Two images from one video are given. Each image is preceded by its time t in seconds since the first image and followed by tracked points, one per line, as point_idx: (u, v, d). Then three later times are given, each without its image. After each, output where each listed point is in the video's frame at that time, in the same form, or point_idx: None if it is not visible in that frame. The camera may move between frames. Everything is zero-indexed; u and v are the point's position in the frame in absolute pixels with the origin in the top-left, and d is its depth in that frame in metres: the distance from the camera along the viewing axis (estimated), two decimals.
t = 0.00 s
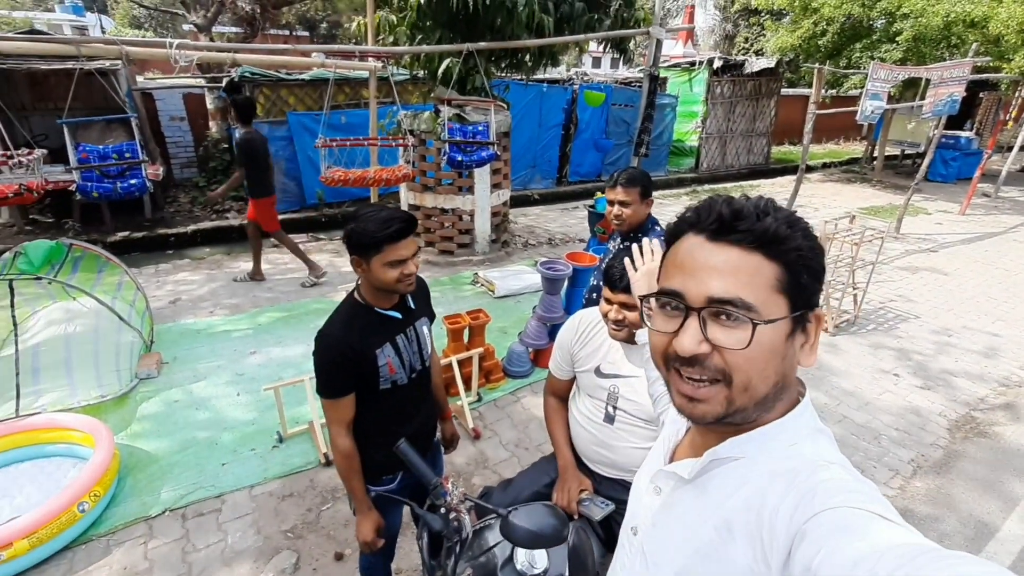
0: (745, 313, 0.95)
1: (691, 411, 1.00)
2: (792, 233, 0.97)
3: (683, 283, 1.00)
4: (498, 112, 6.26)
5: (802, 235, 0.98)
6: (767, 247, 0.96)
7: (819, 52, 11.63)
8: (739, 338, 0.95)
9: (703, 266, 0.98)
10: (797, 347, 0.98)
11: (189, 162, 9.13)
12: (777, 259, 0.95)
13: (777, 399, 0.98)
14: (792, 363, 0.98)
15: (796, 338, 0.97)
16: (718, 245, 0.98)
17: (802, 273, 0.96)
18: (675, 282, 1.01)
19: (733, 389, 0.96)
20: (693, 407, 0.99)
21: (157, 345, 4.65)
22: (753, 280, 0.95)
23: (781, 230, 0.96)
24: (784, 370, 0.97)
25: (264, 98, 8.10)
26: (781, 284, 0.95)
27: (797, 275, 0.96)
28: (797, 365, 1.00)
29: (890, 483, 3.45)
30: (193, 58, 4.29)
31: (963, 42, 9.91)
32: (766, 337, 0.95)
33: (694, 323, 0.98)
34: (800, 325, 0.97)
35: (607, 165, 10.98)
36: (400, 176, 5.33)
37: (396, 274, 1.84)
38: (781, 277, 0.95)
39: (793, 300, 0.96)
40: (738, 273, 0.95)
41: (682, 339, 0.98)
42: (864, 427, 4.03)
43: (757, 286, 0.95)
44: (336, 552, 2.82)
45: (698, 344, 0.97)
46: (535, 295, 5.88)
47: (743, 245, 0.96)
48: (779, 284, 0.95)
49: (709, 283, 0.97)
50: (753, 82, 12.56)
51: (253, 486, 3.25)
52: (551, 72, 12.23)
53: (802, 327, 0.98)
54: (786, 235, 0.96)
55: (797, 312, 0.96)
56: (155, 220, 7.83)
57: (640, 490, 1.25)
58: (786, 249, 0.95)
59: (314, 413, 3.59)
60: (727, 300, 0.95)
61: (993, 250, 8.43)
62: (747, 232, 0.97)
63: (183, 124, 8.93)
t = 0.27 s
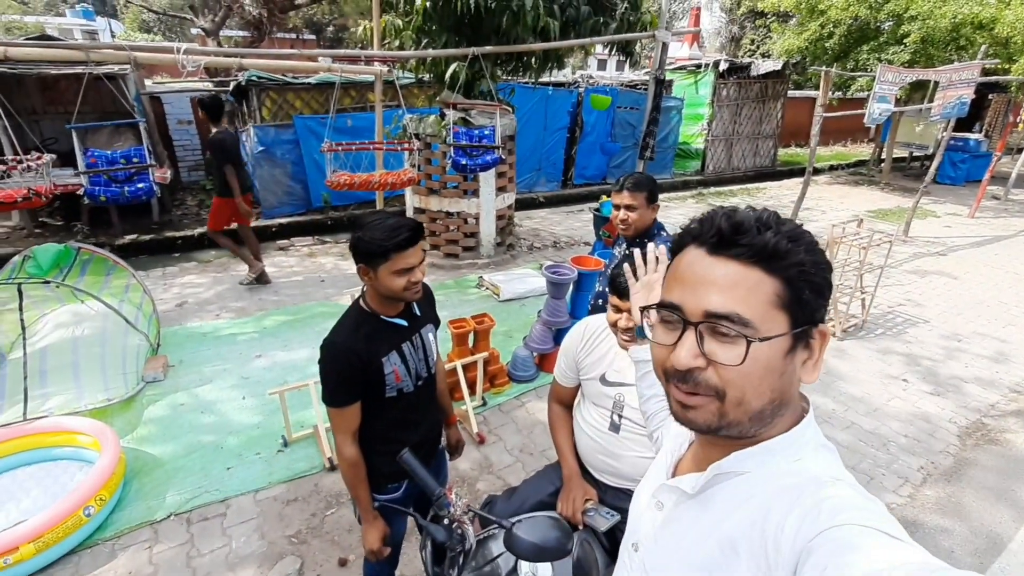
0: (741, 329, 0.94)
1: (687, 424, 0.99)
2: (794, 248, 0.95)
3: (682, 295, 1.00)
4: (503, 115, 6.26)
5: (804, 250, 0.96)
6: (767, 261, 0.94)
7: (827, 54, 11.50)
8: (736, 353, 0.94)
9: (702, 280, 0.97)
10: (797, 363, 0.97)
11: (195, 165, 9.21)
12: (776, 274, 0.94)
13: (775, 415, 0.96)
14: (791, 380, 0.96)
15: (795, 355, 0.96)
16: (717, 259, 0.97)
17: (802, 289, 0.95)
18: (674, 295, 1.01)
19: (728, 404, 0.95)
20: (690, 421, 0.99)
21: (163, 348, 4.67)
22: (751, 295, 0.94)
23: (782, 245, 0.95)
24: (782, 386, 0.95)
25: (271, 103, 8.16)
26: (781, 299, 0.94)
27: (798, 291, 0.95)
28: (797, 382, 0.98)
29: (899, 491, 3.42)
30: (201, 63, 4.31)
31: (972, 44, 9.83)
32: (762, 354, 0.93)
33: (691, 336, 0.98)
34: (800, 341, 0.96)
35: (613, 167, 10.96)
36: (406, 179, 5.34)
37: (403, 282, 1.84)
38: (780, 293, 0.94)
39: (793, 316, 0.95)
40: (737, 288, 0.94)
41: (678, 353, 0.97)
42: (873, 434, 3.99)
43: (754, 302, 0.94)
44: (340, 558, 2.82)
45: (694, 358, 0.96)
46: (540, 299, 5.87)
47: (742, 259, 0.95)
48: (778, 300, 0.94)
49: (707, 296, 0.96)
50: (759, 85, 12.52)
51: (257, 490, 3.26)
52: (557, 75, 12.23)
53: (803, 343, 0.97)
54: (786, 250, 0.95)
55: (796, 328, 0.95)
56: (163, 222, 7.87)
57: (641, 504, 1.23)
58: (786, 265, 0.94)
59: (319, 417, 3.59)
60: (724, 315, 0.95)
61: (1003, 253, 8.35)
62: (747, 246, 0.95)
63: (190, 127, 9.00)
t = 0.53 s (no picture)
0: (738, 356, 0.93)
1: (684, 442, 1.00)
2: (800, 275, 0.93)
3: (683, 318, 0.99)
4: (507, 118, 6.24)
5: (812, 277, 0.93)
6: (770, 289, 0.92)
7: (833, 54, 11.45)
8: (732, 380, 0.94)
9: (704, 305, 0.96)
10: (798, 393, 0.95)
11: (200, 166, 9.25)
12: (779, 303, 0.92)
13: (774, 441, 0.96)
14: (791, 409, 0.95)
15: (797, 384, 0.94)
16: (720, 284, 0.95)
17: (807, 318, 0.92)
18: (675, 316, 1.00)
19: (723, 427, 0.95)
20: (686, 438, 1.00)
21: (167, 352, 4.66)
22: (752, 322, 0.92)
23: (787, 273, 0.92)
24: (781, 414, 0.94)
25: (275, 105, 8.17)
26: (782, 328, 0.92)
27: (802, 319, 0.92)
28: (798, 411, 0.96)
29: (908, 500, 3.38)
30: (204, 67, 4.30)
31: (981, 44, 9.71)
32: (758, 382, 0.93)
33: (689, 359, 0.98)
34: (801, 371, 0.94)
35: (618, 169, 10.91)
36: (409, 183, 5.33)
37: (406, 294, 1.83)
38: (782, 321, 0.92)
39: (795, 345, 0.93)
40: (738, 315, 0.93)
41: (675, 374, 0.98)
42: (880, 441, 3.94)
43: (754, 329, 0.92)
44: (342, 566, 2.80)
45: (690, 381, 0.96)
46: (544, 302, 5.84)
47: (745, 285, 0.93)
48: (779, 328, 0.92)
49: (708, 321, 0.95)
50: (765, 85, 12.44)
51: (259, 497, 3.25)
52: (561, 75, 12.20)
53: (806, 371, 0.94)
54: (791, 279, 0.92)
55: (797, 357, 0.93)
56: (168, 224, 7.90)
57: (644, 525, 1.20)
58: (790, 294, 0.91)
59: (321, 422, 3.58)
60: (722, 341, 0.94)
61: (1013, 256, 8.26)
62: (751, 272, 0.93)
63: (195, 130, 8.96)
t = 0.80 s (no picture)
0: (738, 366, 0.90)
1: (684, 449, 0.98)
2: (806, 287, 0.89)
3: (686, 325, 0.97)
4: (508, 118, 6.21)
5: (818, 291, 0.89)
6: (773, 301, 0.89)
7: (836, 53, 11.40)
8: (730, 390, 0.91)
9: (707, 314, 0.93)
10: (801, 407, 0.90)
11: (202, 167, 9.15)
12: (783, 314, 0.89)
13: (775, 454, 0.92)
14: (792, 423, 0.91)
15: (799, 398, 0.90)
16: (724, 293, 0.93)
17: (813, 331, 0.88)
18: (678, 324, 0.98)
19: (718, 436, 0.92)
20: (686, 446, 0.98)
21: (167, 354, 4.65)
22: (752, 333, 0.90)
23: (791, 285, 0.89)
24: (781, 428, 0.90)
25: (276, 105, 8.15)
26: (784, 340, 0.89)
27: (807, 333, 0.88)
28: (802, 426, 0.92)
29: (913, 504, 3.34)
30: (204, 68, 4.28)
31: (985, 42, 9.65)
32: (757, 394, 0.89)
33: (690, 367, 0.95)
34: (804, 385, 0.90)
35: (619, 169, 10.88)
36: (410, 184, 5.30)
37: (407, 302, 1.80)
38: (785, 333, 0.89)
39: (799, 358, 0.89)
40: (737, 325, 0.90)
41: (675, 381, 0.96)
42: (885, 444, 3.91)
43: (755, 339, 0.89)
44: (341, 571, 2.78)
45: (689, 388, 0.94)
46: (545, 303, 5.81)
47: (747, 296, 0.91)
48: (781, 341, 0.89)
49: (711, 330, 0.93)
50: (767, 85, 12.40)
51: (259, 501, 3.23)
52: (563, 75, 12.16)
53: (811, 386, 0.90)
54: (795, 291, 0.89)
55: (801, 370, 0.89)
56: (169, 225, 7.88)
57: (648, 533, 1.18)
58: (793, 306, 0.88)
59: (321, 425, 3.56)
60: (722, 351, 0.91)
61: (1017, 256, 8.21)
62: (755, 283, 0.90)
63: (197, 129, 8.89)
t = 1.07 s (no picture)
0: (740, 382, 0.89)
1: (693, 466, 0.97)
2: (806, 301, 0.87)
3: (689, 342, 0.96)
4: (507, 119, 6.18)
5: (820, 304, 0.87)
6: (772, 315, 0.88)
7: (836, 52, 11.37)
8: (733, 406, 0.90)
9: (709, 330, 0.92)
10: (809, 423, 0.88)
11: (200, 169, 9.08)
12: (784, 329, 0.87)
13: (786, 470, 0.89)
14: (800, 440, 0.88)
15: (806, 414, 0.88)
16: (726, 309, 0.92)
17: (816, 345, 0.86)
18: (680, 341, 0.98)
19: (722, 452, 0.91)
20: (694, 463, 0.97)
21: (166, 358, 4.62)
22: (753, 349, 0.88)
23: (790, 299, 0.87)
24: (789, 444, 0.88)
25: (275, 107, 8.11)
26: (787, 355, 0.87)
27: (810, 347, 0.86)
28: (813, 443, 0.89)
29: (918, 508, 3.31)
30: (201, 70, 4.24)
31: (987, 40, 9.60)
32: (760, 410, 0.88)
33: (694, 383, 0.94)
34: (811, 400, 0.87)
35: (619, 169, 10.84)
36: (409, 186, 5.27)
37: (407, 310, 1.78)
38: (787, 348, 0.87)
39: (804, 373, 0.87)
40: (737, 341, 0.89)
41: (679, 398, 0.95)
42: (889, 446, 3.88)
43: (755, 356, 0.88)
44: None
45: (694, 405, 0.93)
46: (546, 305, 5.78)
47: (748, 311, 0.89)
48: (783, 356, 0.87)
49: (713, 347, 0.92)
50: (766, 84, 12.36)
51: (258, 507, 3.20)
52: (562, 75, 12.13)
53: (818, 400, 0.88)
54: (795, 304, 0.87)
55: (806, 386, 0.87)
56: (168, 227, 7.86)
57: (663, 548, 1.17)
58: (795, 320, 0.86)
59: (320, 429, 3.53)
60: (724, 367, 0.90)
61: (1019, 254, 8.17)
62: (755, 298, 0.89)
63: (196, 132, 8.84)
